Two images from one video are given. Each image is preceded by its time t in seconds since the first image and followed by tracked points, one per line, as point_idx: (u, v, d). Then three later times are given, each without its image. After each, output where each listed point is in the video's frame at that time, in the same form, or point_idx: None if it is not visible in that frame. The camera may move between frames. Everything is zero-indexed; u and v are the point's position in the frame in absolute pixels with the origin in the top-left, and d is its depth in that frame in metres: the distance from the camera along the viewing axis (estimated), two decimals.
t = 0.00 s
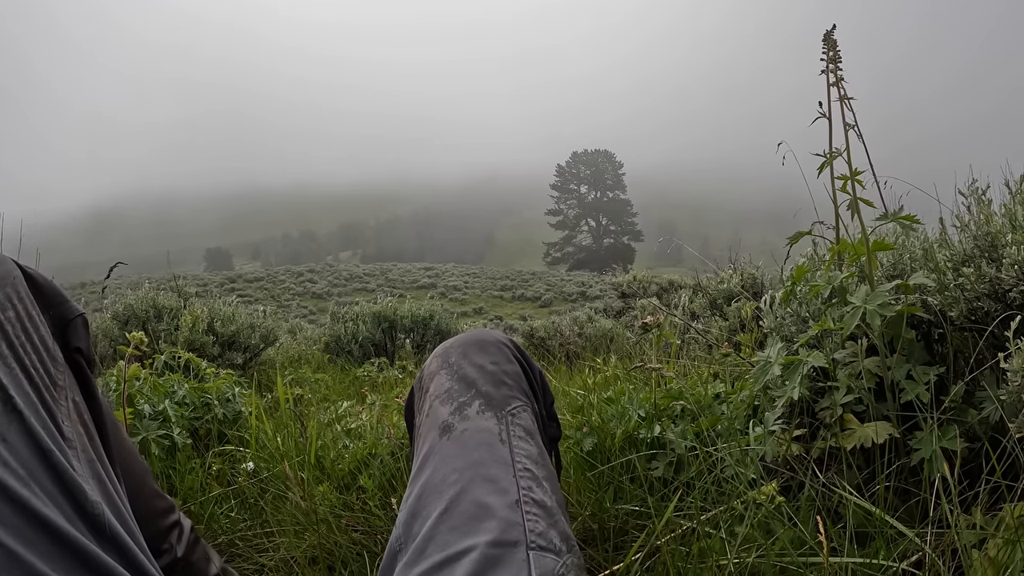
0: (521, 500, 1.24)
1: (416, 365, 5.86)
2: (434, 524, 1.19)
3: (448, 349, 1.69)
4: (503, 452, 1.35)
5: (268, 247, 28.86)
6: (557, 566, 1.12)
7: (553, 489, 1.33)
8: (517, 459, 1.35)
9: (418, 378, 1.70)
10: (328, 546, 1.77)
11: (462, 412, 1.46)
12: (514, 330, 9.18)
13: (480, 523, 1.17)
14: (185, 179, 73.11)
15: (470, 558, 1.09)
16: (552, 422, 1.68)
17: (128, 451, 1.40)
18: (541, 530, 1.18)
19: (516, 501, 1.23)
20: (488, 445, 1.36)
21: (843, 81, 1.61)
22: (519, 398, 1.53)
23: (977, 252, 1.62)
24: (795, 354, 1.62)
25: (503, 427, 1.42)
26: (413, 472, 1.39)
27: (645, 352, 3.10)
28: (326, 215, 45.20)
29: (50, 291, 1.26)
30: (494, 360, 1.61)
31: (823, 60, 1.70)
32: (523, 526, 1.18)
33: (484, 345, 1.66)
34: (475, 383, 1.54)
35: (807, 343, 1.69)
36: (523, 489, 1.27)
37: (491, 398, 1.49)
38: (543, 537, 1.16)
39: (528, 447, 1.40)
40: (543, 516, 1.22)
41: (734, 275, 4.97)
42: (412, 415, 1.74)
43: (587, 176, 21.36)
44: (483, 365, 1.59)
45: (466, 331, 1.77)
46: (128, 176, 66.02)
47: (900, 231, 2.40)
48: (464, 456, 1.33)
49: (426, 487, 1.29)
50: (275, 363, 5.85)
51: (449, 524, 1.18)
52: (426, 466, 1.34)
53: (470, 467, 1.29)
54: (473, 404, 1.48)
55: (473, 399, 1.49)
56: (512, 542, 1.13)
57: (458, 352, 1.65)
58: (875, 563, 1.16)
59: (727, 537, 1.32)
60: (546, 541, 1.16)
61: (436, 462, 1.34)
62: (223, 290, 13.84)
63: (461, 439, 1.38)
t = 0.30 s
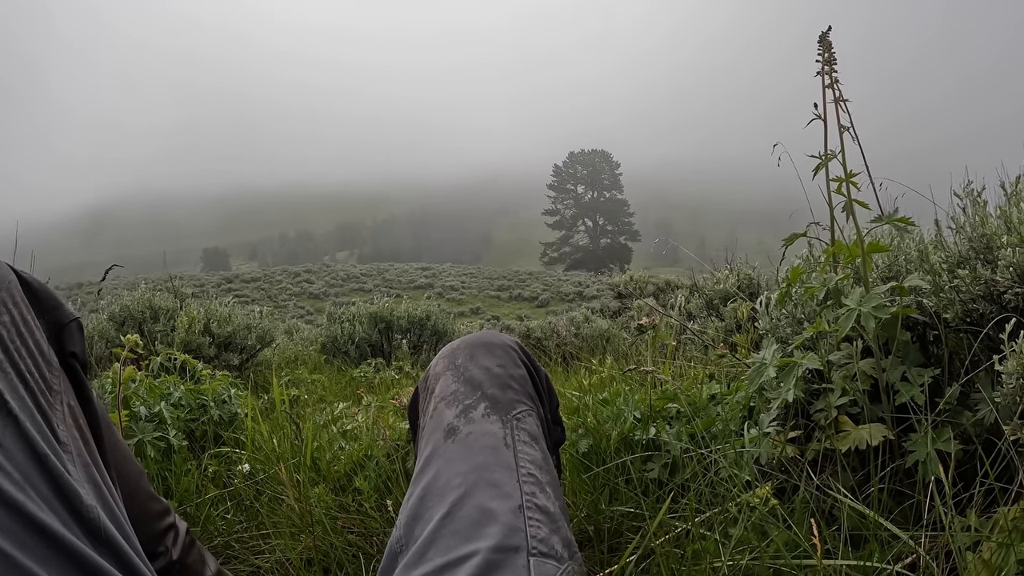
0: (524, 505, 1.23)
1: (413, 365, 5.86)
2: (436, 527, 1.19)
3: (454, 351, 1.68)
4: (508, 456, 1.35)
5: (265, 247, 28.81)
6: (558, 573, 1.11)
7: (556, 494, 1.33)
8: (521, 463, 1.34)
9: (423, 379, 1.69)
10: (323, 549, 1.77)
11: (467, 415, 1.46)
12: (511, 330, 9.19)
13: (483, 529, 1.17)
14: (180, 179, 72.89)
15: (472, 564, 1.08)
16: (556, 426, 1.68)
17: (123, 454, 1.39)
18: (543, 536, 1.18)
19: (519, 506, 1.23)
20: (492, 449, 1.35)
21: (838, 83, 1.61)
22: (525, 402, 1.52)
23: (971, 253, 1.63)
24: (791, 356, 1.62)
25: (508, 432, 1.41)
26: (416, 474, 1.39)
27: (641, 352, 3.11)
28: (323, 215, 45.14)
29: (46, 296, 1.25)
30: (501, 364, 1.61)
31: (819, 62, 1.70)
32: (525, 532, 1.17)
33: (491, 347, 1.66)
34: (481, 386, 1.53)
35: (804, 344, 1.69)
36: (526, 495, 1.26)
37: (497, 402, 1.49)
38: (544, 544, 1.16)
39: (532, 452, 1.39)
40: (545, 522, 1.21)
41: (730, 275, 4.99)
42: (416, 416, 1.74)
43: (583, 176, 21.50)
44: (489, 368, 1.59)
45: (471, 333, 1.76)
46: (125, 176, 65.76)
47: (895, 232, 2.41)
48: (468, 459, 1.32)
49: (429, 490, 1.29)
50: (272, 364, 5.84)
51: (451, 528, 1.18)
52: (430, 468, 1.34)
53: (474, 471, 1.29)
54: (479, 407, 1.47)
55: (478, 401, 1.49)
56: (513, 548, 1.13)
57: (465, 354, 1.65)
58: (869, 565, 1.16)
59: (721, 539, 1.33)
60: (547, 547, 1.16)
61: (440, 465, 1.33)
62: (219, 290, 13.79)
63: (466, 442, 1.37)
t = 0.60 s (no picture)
0: (518, 505, 1.23)
1: (410, 365, 5.85)
2: (430, 527, 1.19)
3: (449, 351, 1.68)
4: (503, 456, 1.35)
5: (262, 247, 28.75)
6: (552, 573, 1.11)
7: (551, 494, 1.33)
8: (516, 463, 1.34)
9: (417, 379, 1.69)
10: (319, 548, 1.77)
11: (462, 415, 1.45)
12: (508, 330, 9.19)
13: (477, 528, 1.17)
14: (177, 178, 72.66)
15: (466, 564, 1.08)
16: (551, 426, 1.68)
17: (118, 454, 1.39)
18: (537, 535, 1.18)
19: (513, 506, 1.22)
20: (487, 449, 1.35)
21: (834, 82, 1.60)
22: (519, 403, 1.52)
23: (967, 253, 1.63)
24: (786, 355, 1.63)
25: (502, 432, 1.41)
26: (411, 473, 1.39)
27: (638, 352, 3.11)
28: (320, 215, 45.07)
29: (41, 297, 1.24)
30: (496, 364, 1.61)
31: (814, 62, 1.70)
32: (519, 532, 1.17)
33: (486, 347, 1.65)
34: (476, 386, 1.53)
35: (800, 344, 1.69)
36: (521, 494, 1.26)
37: (491, 401, 1.49)
38: (538, 543, 1.16)
39: (527, 451, 1.39)
40: (540, 522, 1.21)
41: (727, 275, 5.00)
42: (411, 417, 1.73)
43: (581, 176, 21.54)
44: (484, 368, 1.58)
45: (466, 333, 1.76)
46: (121, 175, 65.53)
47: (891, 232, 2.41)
48: (462, 459, 1.32)
49: (423, 489, 1.29)
50: (268, 365, 5.82)
51: (445, 528, 1.17)
52: (425, 468, 1.34)
53: (469, 471, 1.29)
54: (474, 407, 1.47)
55: (473, 401, 1.49)
56: (508, 548, 1.13)
57: (460, 354, 1.64)
58: (865, 563, 1.17)
59: (716, 539, 1.33)
60: (542, 547, 1.16)
61: (435, 465, 1.33)
62: (215, 291, 13.75)
63: (461, 442, 1.37)
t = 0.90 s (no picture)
0: (513, 505, 1.23)
1: (406, 366, 5.84)
2: (425, 527, 1.18)
3: (443, 351, 1.68)
4: (497, 456, 1.35)
5: (258, 247, 28.66)
6: (547, 571, 1.11)
7: (545, 493, 1.33)
8: (510, 463, 1.34)
9: (412, 379, 1.69)
10: (315, 548, 1.77)
11: (456, 416, 1.45)
12: (505, 329, 9.18)
13: (471, 528, 1.17)
14: (172, 177, 72.31)
15: (461, 564, 1.08)
16: (546, 425, 1.68)
17: (114, 454, 1.38)
18: (532, 535, 1.18)
19: (508, 506, 1.22)
20: (481, 449, 1.35)
21: (830, 82, 1.60)
22: (513, 402, 1.52)
23: (963, 253, 1.64)
24: (782, 355, 1.63)
25: (496, 432, 1.41)
26: (405, 474, 1.38)
27: (634, 352, 3.12)
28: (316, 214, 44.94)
29: (37, 297, 1.23)
30: (490, 364, 1.60)
31: (810, 62, 1.70)
32: (514, 531, 1.17)
33: (480, 347, 1.65)
34: (469, 386, 1.53)
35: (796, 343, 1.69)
36: (515, 494, 1.26)
37: (485, 401, 1.48)
38: (533, 542, 1.16)
39: (521, 451, 1.39)
40: (534, 521, 1.21)
41: (724, 275, 5.02)
42: (406, 417, 1.73)
43: (579, 175, 21.54)
44: (478, 368, 1.58)
45: (460, 333, 1.76)
46: (116, 174, 65.20)
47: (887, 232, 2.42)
48: (457, 459, 1.32)
49: (417, 490, 1.29)
50: (265, 365, 5.79)
51: (440, 528, 1.17)
52: (419, 468, 1.34)
53: (463, 471, 1.29)
54: (467, 407, 1.47)
55: (467, 401, 1.48)
56: (502, 547, 1.13)
57: (454, 354, 1.64)
58: (861, 563, 1.17)
59: (712, 539, 1.34)
60: (536, 546, 1.16)
61: (429, 465, 1.33)
62: (212, 291, 13.69)
63: (455, 442, 1.37)
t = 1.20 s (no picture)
0: (503, 504, 1.23)
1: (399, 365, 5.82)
2: (416, 527, 1.18)
3: (433, 351, 1.67)
4: (487, 455, 1.34)
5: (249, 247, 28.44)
6: (538, 570, 1.11)
7: (536, 493, 1.32)
8: (500, 462, 1.33)
9: (402, 379, 1.68)
10: (308, 549, 1.75)
11: (446, 415, 1.45)
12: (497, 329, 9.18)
13: (462, 527, 1.16)
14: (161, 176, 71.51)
15: (452, 563, 1.08)
16: (537, 425, 1.69)
17: (105, 455, 1.37)
18: (523, 534, 1.18)
19: (499, 505, 1.22)
20: (472, 448, 1.35)
21: (821, 82, 1.62)
22: (504, 402, 1.52)
23: (954, 252, 1.66)
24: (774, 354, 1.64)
25: (486, 431, 1.41)
26: (395, 474, 1.38)
27: (626, 351, 3.13)
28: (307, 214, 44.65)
29: (27, 296, 1.21)
30: (480, 363, 1.60)
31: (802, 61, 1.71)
32: (505, 530, 1.17)
33: (470, 347, 1.65)
34: (460, 386, 1.52)
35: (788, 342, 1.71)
36: (506, 493, 1.25)
37: (476, 401, 1.48)
38: (525, 541, 1.16)
39: (512, 450, 1.39)
40: (525, 520, 1.21)
41: (715, 275, 5.05)
42: (396, 418, 1.72)
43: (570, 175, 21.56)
44: (468, 368, 1.58)
45: (451, 333, 1.76)
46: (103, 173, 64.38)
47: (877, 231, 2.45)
48: (447, 458, 1.32)
49: (408, 490, 1.28)
50: (257, 365, 5.74)
51: (431, 528, 1.17)
52: (409, 468, 1.33)
53: (453, 471, 1.28)
54: (458, 407, 1.46)
55: (457, 401, 1.48)
56: (494, 546, 1.13)
57: (444, 354, 1.64)
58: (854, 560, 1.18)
59: (704, 537, 1.34)
60: (528, 545, 1.16)
61: (420, 465, 1.32)
62: (203, 291, 13.56)
63: (445, 442, 1.37)
